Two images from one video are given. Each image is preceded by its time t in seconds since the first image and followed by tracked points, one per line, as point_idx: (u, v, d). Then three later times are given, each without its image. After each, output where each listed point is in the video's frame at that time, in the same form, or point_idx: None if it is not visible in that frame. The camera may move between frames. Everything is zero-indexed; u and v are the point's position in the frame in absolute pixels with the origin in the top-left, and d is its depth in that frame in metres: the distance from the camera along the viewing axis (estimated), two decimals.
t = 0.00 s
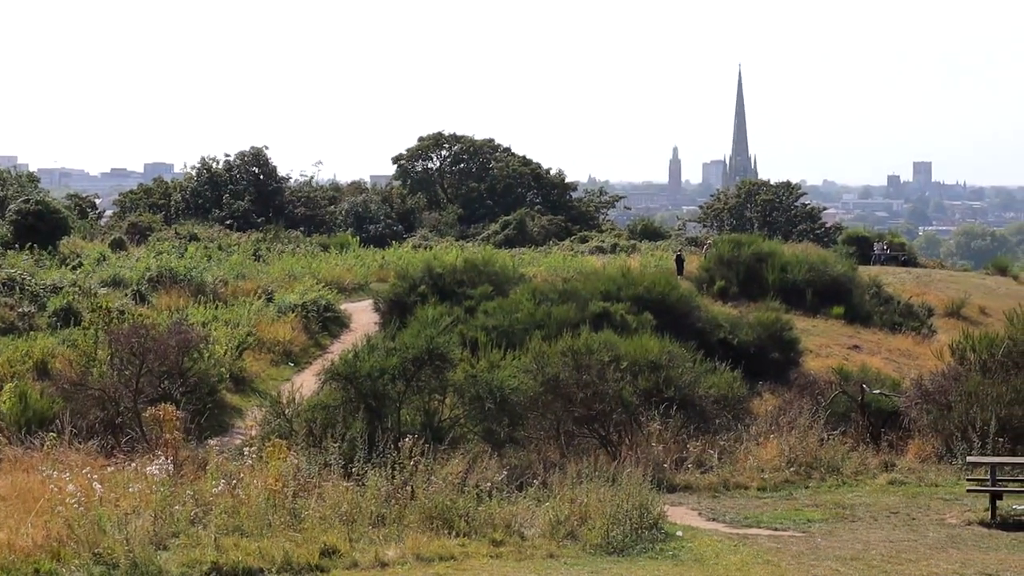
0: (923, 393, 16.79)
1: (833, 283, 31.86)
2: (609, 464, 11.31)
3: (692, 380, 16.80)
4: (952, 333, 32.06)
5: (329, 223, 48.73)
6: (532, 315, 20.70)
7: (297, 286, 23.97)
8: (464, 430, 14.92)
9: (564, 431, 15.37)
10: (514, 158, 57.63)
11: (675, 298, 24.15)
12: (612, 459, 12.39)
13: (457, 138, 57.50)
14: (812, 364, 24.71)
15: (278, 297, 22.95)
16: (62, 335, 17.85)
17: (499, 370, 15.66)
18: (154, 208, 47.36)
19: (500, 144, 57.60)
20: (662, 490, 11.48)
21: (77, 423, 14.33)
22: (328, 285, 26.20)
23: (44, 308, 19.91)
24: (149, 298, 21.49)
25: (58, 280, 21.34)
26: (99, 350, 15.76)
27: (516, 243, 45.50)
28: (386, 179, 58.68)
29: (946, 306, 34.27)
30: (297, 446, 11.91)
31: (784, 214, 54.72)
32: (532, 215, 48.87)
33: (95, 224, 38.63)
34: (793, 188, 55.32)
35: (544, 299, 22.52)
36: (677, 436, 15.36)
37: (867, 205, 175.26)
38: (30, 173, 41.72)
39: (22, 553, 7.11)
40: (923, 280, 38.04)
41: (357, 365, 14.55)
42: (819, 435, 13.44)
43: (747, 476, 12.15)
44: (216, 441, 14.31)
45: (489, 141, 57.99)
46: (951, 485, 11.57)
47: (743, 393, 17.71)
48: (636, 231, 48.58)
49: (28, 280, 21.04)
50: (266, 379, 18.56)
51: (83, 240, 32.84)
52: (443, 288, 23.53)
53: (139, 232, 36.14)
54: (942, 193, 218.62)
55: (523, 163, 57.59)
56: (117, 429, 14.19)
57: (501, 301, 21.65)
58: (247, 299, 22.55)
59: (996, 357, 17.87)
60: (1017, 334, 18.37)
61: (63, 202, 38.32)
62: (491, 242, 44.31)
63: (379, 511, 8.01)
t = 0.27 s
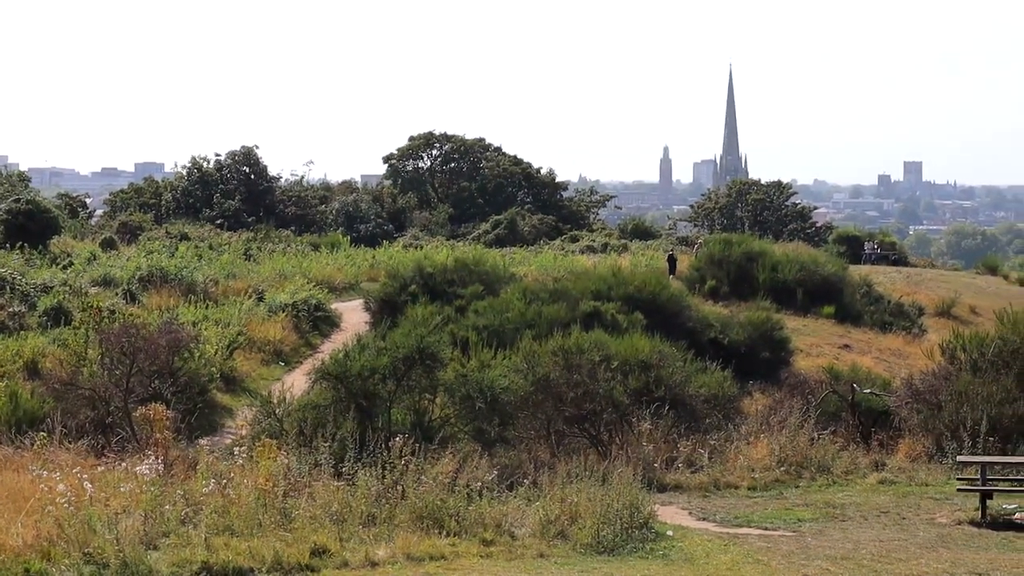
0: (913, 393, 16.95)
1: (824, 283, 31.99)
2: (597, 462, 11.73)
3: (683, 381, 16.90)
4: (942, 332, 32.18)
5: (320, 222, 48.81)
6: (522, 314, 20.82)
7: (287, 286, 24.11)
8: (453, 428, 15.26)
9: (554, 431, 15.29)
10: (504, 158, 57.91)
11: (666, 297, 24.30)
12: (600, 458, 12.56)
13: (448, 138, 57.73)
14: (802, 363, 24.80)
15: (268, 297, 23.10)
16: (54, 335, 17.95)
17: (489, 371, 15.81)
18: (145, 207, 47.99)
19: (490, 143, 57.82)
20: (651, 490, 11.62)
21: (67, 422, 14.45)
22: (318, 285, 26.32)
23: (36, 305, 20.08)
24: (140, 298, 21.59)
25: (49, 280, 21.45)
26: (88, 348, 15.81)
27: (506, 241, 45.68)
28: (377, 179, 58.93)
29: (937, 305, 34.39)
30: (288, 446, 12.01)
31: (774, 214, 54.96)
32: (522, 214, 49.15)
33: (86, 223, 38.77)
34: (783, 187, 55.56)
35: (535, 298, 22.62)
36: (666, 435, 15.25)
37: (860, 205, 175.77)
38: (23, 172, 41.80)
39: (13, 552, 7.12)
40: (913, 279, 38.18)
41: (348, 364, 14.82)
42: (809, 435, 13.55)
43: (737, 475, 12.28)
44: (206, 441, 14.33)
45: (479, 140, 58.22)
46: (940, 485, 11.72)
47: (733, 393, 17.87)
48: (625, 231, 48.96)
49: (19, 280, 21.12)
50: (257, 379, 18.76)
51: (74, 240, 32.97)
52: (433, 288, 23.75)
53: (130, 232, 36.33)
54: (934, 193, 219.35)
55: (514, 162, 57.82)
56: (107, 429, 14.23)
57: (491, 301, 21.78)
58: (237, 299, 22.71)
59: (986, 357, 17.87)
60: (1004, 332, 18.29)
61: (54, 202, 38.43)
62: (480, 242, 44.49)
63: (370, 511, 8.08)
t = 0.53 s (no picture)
0: (902, 392, 17.41)
1: (813, 283, 32.03)
2: (587, 462, 12.30)
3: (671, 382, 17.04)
4: (931, 332, 32.32)
5: (308, 222, 48.55)
6: (511, 314, 20.86)
7: (275, 286, 24.18)
8: (441, 428, 15.46)
9: (543, 430, 15.55)
10: (492, 157, 58.12)
11: (655, 297, 24.34)
12: (593, 458, 13.07)
13: (436, 138, 57.93)
14: (790, 362, 24.91)
15: (257, 297, 23.16)
16: (43, 335, 17.99)
17: (478, 371, 15.94)
18: (133, 207, 48.08)
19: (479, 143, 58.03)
20: (642, 489, 12.09)
21: (56, 422, 14.71)
22: (307, 285, 26.41)
23: (25, 304, 20.21)
24: (129, 298, 21.62)
25: (37, 280, 21.47)
26: (77, 348, 16.13)
27: (495, 240, 45.79)
28: (365, 179, 59.08)
29: (925, 304, 34.60)
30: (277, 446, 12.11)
31: (762, 213, 55.22)
32: (512, 214, 49.30)
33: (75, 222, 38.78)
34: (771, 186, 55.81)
35: (524, 298, 22.67)
36: (656, 435, 15.64)
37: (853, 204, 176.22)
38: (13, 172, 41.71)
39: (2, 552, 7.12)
40: (902, 279, 38.35)
41: (336, 364, 15.12)
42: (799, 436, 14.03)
43: (727, 475, 12.88)
44: (194, 441, 14.74)
45: (467, 140, 58.38)
46: (929, 484, 12.18)
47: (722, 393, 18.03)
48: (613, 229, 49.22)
49: (7, 280, 21.14)
50: (246, 379, 18.90)
51: (63, 240, 32.99)
52: (421, 288, 23.74)
53: (119, 232, 36.38)
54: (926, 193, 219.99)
55: (502, 162, 58.02)
56: (96, 428, 14.60)
57: (480, 300, 21.83)
58: (226, 299, 22.79)
59: (976, 356, 18.25)
60: (993, 331, 18.66)
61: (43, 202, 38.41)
62: (468, 241, 44.59)
63: (359, 512, 8.17)
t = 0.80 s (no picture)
0: (891, 391, 17.51)
1: (802, 283, 32.08)
2: (576, 462, 12.37)
3: (660, 381, 17.11)
4: (919, 332, 32.32)
5: (297, 222, 48.85)
6: (500, 313, 20.87)
7: (264, 286, 24.21)
8: (430, 429, 15.48)
9: (532, 430, 15.52)
10: (481, 157, 58.27)
11: (645, 297, 24.37)
12: (580, 458, 13.08)
13: (425, 138, 58.05)
14: (779, 361, 24.98)
15: (246, 296, 23.19)
16: (32, 335, 18.01)
17: (467, 372, 15.99)
18: (122, 207, 48.02)
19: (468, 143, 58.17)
20: (631, 489, 12.15)
21: (45, 422, 14.77)
22: (296, 284, 26.42)
23: (14, 306, 20.24)
24: (119, 299, 21.63)
25: (26, 281, 21.51)
26: (66, 348, 16.20)
27: (484, 241, 45.88)
28: (354, 179, 59.11)
29: (915, 303, 34.70)
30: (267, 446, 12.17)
31: (752, 213, 55.41)
32: (501, 213, 49.36)
33: (65, 222, 38.75)
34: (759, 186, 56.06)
35: (513, 298, 22.69)
36: (645, 435, 15.63)
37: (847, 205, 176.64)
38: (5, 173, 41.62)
39: None
40: (891, 278, 38.38)
41: (326, 364, 15.26)
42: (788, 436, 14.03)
43: (715, 475, 12.91)
44: (184, 441, 14.79)
45: (456, 140, 58.52)
46: (918, 484, 12.17)
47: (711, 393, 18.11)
48: (601, 229, 49.38)
49: None
50: (235, 379, 18.96)
51: (53, 239, 33.00)
52: (411, 288, 23.74)
53: (109, 232, 36.39)
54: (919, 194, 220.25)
55: (491, 161, 58.15)
56: (85, 429, 14.72)
57: (469, 300, 21.85)
58: (215, 298, 22.79)
59: (965, 356, 18.41)
60: (983, 332, 18.83)
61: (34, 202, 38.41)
62: (457, 241, 44.66)
63: (348, 513, 8.20)
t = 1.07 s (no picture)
0: (881, 391, 17.56)
1: (792, 282, 32.09)
2: (566, 462, 12.38)
3: (651, 380, 17.16)
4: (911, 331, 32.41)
5: (287, 222, 48.53)
6: (489, 313, 20.89)
7: (255, 286, 24.23)
8: (421, 428, 15.57)
9: (521, 430, 15.34)
10: (472, 156, 58.38)
11: (634, 296, 24.40)
12: (569, 458, 13.10)
13: (415, 138, 58.03)
14: (769, 361, 25.07)
15: (236, 296, 23.21)
16: (21, 336, 17.99)
17: (458, 370, 16.00)
18: (112, 207, 48.10)
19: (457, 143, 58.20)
20: (620, 488, 12.20)
21: (35, 422, 14.86)
22: (287, 285, 26.43)
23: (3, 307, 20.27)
24: (109, 299, 21.64)
25: (16, 282, 21.53)
26: (56, 348, 16.25)
27: (474, 241, 45.96)
28: (344, 179, 59.12)
29: (905, 302, 34.80)
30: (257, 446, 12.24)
31: (742, 212, 55.56)
32: (491, 213, 49.39)
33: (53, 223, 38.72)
34: (749, 186, 56.30)
35: (503, 298, 22.74)
36: (635, 435, 15.61)
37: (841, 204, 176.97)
38: None
39: None
40: (881, 278, 38.43)
41: (316, 364, 15.54)
42: (777, 436, 14.06)
43: (705, 475, 12.95)
44: (175, 442, 14.96)
45: (446, 139, 58.55)
46: (907, 483, 12.17)
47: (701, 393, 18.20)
48: (591, 229, 49.55)
49: None
50: (226, 379, 19.00)
51: (41, 239, 32.96)
52: (401, 287, 23.77)
53: (98, 232, 36.37)
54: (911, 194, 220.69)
55: (482, 161, 58.24)
56: (75, 429, 14.73)
57: (459, 300, 21.89)
58: (205, 298, 22.80)
59: (954, 355, 18.45)
60: (972, 331, 18.81)
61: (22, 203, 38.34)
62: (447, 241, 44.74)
63: (339, 513, 8.23)
